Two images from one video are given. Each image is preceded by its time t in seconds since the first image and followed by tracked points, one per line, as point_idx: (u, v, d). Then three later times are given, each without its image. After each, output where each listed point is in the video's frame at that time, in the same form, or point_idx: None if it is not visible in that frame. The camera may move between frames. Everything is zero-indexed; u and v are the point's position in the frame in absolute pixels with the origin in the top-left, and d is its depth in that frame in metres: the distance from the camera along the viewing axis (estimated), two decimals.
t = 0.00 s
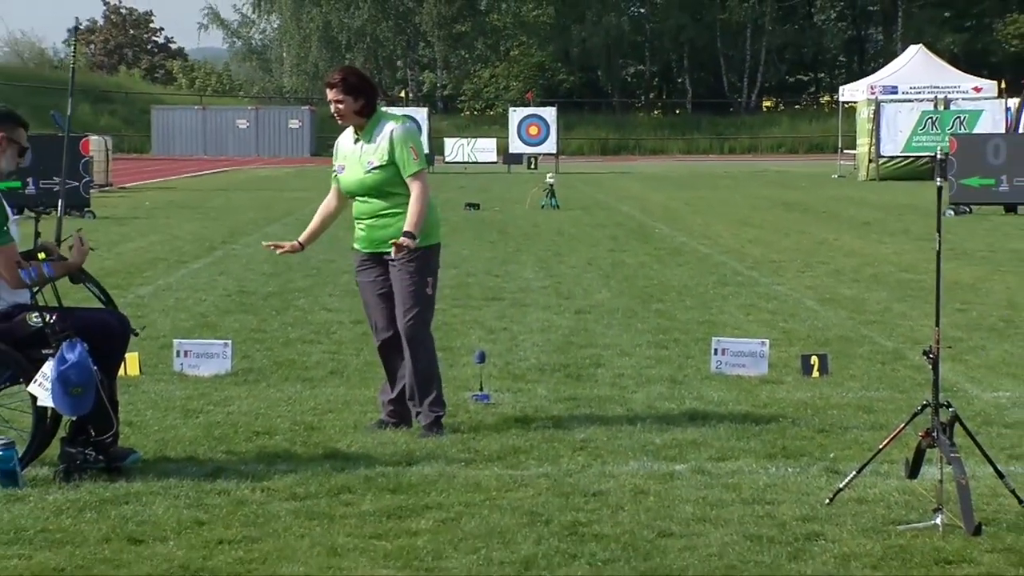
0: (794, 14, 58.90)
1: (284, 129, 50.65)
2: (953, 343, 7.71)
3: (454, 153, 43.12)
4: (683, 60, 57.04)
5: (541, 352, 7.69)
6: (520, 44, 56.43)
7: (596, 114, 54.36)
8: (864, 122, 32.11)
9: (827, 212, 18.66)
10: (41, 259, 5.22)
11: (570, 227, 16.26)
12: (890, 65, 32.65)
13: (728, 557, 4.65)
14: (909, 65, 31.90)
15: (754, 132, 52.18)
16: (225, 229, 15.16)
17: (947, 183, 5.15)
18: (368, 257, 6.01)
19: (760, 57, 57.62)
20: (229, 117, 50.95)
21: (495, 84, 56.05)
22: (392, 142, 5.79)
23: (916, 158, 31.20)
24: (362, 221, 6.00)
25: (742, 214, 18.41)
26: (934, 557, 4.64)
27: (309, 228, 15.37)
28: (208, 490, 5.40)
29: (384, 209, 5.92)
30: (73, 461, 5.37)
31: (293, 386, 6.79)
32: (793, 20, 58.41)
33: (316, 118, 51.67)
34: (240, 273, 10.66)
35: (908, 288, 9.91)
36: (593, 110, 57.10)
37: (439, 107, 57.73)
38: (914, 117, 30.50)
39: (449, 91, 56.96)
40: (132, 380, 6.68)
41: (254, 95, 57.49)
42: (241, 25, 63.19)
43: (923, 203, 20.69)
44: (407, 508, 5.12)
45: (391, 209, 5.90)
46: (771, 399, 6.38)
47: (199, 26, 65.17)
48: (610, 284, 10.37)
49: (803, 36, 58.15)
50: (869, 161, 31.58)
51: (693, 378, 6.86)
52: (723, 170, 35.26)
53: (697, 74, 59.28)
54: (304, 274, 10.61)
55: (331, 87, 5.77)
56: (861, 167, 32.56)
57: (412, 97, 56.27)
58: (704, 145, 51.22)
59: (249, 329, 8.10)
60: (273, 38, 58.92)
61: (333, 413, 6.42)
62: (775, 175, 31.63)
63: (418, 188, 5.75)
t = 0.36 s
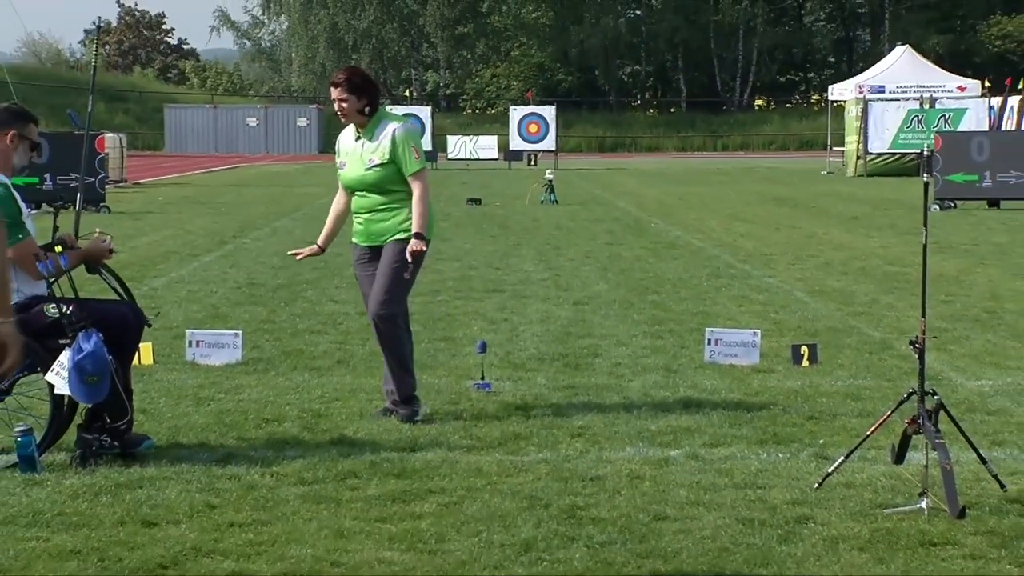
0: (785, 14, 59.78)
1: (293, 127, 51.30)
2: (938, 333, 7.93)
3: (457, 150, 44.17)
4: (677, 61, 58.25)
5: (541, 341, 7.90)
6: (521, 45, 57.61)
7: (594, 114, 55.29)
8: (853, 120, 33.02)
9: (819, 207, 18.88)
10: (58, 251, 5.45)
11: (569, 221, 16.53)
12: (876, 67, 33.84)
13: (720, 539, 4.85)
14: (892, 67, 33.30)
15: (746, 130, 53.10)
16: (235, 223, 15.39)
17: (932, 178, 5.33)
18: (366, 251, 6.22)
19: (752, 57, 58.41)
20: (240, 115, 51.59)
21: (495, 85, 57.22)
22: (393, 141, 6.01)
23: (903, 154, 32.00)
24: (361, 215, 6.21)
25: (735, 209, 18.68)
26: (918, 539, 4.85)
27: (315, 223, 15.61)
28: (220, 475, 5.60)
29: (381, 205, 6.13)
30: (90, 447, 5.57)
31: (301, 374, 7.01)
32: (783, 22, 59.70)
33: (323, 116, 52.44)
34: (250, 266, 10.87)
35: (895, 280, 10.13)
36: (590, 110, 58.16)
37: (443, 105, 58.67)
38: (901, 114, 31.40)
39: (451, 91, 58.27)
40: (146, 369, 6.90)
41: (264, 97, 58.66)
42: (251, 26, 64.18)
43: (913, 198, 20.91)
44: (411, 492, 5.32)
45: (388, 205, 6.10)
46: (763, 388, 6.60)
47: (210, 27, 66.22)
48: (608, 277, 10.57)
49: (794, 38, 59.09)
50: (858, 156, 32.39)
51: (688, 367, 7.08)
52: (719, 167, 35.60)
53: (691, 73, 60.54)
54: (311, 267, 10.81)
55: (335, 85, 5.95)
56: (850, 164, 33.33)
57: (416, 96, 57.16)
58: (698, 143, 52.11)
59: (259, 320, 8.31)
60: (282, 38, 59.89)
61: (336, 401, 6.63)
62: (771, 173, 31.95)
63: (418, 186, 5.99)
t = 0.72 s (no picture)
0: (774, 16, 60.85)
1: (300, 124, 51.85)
2: (921, 322, 8.18)
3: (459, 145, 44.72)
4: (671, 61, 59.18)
5: (539, 330, 8.14)
6: (520, 44, 58.46)
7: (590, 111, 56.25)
8: (840, 117, 33.65)
9: (810, 202, 19.17)
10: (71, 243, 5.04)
11: (567, 214, 16.82)
12: (861, 65, 34.47)
13: (713, 520, 5.07)
14: (877, 66, 34.02)
15: (737, 126, 54.08)
16: (244, 217, 15.66)
17: (916, 172, 5.49)
18: (355, 247, 6.49)
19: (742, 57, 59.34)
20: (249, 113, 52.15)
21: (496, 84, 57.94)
22: (386, 141, 6.28)
23: (888, 151, 32.58)
24: (351, 211, 6.47)
25: (728, 203, 18.99)
26: (901, 520, 5.07)
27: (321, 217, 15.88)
28: (230, 459, 5.83)
29: (373, 202, 6.39)
30: (104, 432, 5.79)
31: (308, 361, 7.25)
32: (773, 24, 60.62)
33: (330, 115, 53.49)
34: (259, 258, 11.11)
35: (880, 272, 10.38)
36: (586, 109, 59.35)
37: (444, 101, 59.83)
38: (886, 112, 31.99)
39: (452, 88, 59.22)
40: (159, 357, 7.13)
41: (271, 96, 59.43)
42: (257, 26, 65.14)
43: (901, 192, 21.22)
44: (414, 476, 5.55)
45: (379, 202, 6.38)
46: (754, 374, 6.85)
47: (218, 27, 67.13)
48: (604, 268, 10.80)
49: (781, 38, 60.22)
50: (844, 153, 32.98)
51: (680, 355, 7.33)
52: (715, 164, 35.95)
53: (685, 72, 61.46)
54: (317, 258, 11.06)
55: (328, 88, 6.19)
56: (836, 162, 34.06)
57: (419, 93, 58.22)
58: (690, 139, 53.03)
59: (269, 309, 8.55)
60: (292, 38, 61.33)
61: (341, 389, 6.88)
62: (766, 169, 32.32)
63: (408, 187, 6.29)
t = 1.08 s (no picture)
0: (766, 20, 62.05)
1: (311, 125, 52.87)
2: (904, 314, 8.48)
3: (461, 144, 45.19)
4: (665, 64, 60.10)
5: (539, 322, 8.41)
6: (520, 48, 59.51)
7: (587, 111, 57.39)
8: (826, 118, 34.35)
9: (802, 200, 19.54)
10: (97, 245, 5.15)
11: (564, 211, 17.16)
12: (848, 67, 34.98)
13: (704, 504, 5.31)
14: (863, 68, 34.56)
15: (729, 126, 55.20)
16: (253, 214, 15.99)
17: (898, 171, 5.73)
18: (342, 241, 6.79)
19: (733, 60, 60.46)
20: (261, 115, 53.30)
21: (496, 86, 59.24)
22: (383, 141, 6.63)
23: (874, 150, 33.32)
24: (340, 207, 6.78)
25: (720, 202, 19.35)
26: (883, 504, 5.31)
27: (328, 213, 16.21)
28: (242, 446, 6.09)
29: (363, 200, 6.71)
30: (121, 420, 6.05)
31: (317, 352, 7.53)
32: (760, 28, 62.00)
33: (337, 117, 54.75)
34: (269, 253, 11.42)
35: (868, 266, 10.68)
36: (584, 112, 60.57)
37: (447, 103, 60.92)
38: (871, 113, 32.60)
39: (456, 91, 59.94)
40: (174, 347, 7.42)
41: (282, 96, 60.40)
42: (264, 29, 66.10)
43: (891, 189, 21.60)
44: (419, 461, 5.80)
45: (368, 200, 6.70)
46: (744, 364, 7.14)
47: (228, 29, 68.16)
48: (601, 262, 11.10)
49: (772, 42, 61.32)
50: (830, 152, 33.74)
51: (673, 347, 7.61)
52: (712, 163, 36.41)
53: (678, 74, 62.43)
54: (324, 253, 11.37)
55: (329, 84, 6.50)
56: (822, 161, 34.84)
57: (422, 95, 59.33)
58: (683, 138, 54.09)
59: (279, 302, 8.84)
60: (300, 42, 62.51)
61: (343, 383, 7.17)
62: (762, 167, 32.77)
63: (401, 187, 6.65)
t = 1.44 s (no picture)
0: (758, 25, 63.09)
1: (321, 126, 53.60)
2: (888, 309, 8.78)
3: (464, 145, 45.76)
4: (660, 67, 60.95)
5: (538, 315, 8.70)
6: (521, 52, 60.41)
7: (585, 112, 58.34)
8: (815, 120, 35.30)
9: (793, 200, 19.92)
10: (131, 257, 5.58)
11: (563, 209, 17.52)
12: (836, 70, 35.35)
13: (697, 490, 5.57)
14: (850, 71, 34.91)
15: (721, 128, 56.26)
16: (263, 213, 16.35)
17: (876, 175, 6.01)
18: (344, 237, 6.99)
19: (724, 64, 61.56)
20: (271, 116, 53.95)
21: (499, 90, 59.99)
22: (395, 141, 6.91)
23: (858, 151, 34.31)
24: (344, 205, 6.99)
25: (716, 201, 19.70)
26: (871, 489, 5.56)
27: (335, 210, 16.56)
28: (253, 433, 6.35)
29: (367, 197, 6.97)
30: (139, 409, 6.31)
31: (324, 344, 7.83)
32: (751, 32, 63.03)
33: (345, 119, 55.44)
34: (279, 249, 11.75)
35: (855, 263, 11.01)
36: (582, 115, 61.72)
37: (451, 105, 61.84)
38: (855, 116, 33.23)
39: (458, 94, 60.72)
40: (189, 340, 7.72)
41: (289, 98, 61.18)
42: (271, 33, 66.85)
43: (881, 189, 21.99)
44: (424, 449, 6.06)
45: (375, 197, 6.98)
46: (736, 357, 7.43)
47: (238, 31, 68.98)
48: (598, 257, 11.41)
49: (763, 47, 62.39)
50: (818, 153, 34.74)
51: (668, 339, 7.91)
52: (710, 164, 36.89)
53: (673, 77, 63.37)
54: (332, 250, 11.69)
55: (347, 80, 6.76)
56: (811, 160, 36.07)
57: (427, 98, 60.34)
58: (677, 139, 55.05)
59: (290, 296, 9.16)
60: (311, 47, 63.50)
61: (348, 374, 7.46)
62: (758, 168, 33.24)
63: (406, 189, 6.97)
